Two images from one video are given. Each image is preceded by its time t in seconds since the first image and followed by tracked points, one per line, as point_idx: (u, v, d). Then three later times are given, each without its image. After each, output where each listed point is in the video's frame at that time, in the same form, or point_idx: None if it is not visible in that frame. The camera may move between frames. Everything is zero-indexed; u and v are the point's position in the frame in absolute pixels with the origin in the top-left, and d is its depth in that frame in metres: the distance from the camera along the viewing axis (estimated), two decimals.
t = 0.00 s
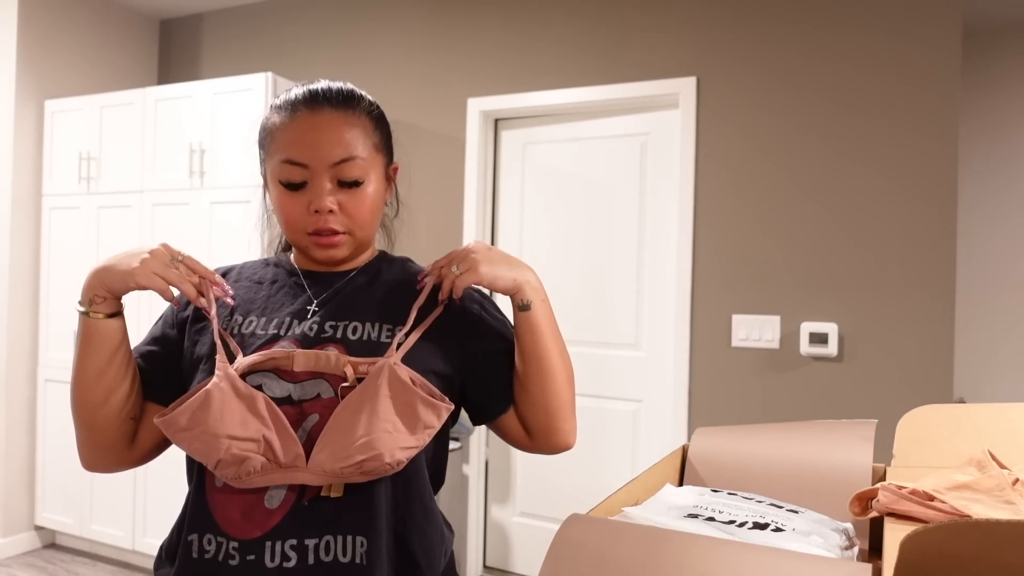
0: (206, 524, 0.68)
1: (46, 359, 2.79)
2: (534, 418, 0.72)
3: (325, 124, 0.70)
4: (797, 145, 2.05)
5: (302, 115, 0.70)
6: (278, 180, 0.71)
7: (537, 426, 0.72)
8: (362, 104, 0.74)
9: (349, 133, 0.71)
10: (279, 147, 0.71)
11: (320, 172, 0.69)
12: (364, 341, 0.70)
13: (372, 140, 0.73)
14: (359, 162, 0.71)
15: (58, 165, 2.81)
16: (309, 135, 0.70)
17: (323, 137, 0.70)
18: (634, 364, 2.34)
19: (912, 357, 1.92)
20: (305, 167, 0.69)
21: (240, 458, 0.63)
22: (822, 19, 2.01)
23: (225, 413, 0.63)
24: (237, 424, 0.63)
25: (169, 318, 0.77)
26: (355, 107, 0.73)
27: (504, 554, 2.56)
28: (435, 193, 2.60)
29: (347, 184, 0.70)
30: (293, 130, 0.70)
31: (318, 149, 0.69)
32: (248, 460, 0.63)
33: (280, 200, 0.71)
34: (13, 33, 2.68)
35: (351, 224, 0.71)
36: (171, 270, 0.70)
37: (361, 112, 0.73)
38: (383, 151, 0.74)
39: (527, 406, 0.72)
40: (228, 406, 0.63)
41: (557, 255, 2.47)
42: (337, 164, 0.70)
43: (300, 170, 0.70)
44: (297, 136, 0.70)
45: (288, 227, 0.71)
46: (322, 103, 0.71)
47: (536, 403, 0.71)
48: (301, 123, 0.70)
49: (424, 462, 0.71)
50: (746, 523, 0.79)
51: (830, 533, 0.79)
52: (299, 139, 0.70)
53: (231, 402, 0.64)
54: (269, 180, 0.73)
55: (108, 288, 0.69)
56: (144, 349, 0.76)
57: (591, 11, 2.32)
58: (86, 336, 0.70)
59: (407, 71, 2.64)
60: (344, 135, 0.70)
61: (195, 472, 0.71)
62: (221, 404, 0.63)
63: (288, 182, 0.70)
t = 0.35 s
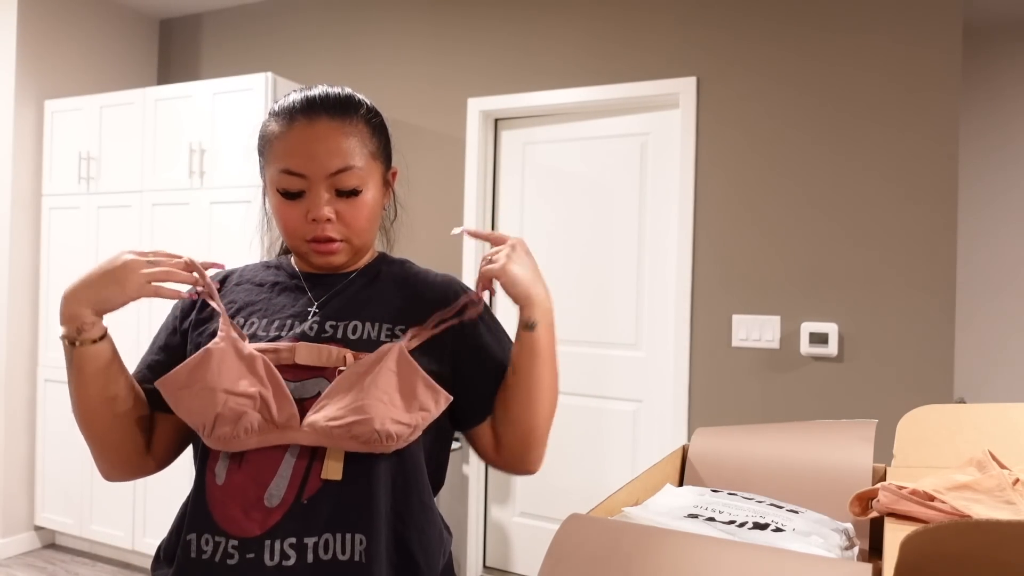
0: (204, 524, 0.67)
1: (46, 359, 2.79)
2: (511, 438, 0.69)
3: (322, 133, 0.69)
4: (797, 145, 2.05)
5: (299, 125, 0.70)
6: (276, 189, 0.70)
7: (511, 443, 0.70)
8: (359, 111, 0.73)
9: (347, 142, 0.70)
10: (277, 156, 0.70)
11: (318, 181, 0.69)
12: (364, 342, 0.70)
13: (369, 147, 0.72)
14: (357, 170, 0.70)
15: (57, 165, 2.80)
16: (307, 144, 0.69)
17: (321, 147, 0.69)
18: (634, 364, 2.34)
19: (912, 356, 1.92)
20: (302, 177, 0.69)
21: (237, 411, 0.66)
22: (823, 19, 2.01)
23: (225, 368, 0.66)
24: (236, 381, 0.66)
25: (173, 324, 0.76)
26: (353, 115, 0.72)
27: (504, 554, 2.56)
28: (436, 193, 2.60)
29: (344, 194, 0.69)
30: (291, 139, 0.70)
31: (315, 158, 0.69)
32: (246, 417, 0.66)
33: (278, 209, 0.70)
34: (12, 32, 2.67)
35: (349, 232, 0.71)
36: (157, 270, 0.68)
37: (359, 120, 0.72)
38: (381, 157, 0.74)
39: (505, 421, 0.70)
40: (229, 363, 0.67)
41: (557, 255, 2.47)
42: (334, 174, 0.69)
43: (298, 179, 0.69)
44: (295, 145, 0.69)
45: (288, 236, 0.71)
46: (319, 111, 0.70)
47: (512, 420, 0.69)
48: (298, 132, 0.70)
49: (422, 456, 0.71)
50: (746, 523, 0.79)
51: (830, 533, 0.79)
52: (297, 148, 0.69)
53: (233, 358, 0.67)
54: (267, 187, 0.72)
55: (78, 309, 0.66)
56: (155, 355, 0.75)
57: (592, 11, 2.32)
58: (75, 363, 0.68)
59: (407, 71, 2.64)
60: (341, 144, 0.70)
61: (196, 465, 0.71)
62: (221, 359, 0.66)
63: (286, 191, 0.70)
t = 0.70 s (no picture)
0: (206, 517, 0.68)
1: (46, 359, 2.80)
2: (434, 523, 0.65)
3: (325, 129, 0.70)
4: (797, 146, 2.05)
5: (304, 122, 0.70)
6: (279, 184, 0.70)
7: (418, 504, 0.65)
8: (361, 111, 0.73)
9: (349, 138, 0.70)
10: (281, 153, 0.70)
11: (319, 175, 0.69)
12: (361, 344, 0.69)
13: (370, 144, 0.72)
14: (358, 165, 0.70)
15: (58, 165, 2.80)
16: (310, 140, 0.69)
17: (324, 143, 0.69)
18: (634, 364, 2.34)
19: (912, 356, 1.92)
20: (304, 171, 0.69)
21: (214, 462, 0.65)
22: (822, 19, 2.01)
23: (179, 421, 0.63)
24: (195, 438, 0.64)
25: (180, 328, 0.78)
26: (356, 114, 0.73)
27: (504, 554, 2.56)
28: (436, 194, 2.60)
29: (345, 188, 0.69)
30: (295, 136, 0.70)
31: (318, 153, 0.69)
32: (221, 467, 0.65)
33: (281, 205, 0.70)
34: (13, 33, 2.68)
35: (349, 227, 0.70)
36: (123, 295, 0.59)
37: (361, 120, 0.72)
38: (382, 155, 0.74)
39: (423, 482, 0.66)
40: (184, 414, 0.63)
41: (557, 256, 2.47)
42: (336, 167, 0.69)
43: (300, 174, 0.69)
44: (299, 142, 0.70)
45: (289, 231, 0.71)
46: (324, 110, 0.71)
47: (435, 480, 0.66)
48: (303, 128, 0.70)
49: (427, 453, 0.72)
50: (746, 523, 0.79)
51: (830, 533, 0.79)
52: (300, 143, 0.70)
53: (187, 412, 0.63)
54: (272, 184, 0.72)
55: (106, 365, 0.62)
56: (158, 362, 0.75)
57: (592, 11, 2.32)
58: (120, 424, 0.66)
59: (407, 71, 2.64)
60: (343, 139, 0.70)
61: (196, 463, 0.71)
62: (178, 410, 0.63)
63: (288, 186, 0.70)
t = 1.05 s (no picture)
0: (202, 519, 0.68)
1: (47, 359, 2.80)
2: (410, 440, 0.62)
3: (319, 129, 0.70)
4: (798, 146, 2.05)
5: (298, 123, 0.70)
6: (277, 186, 0.71)
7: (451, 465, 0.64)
8: (354, 110, 0.74)
9: (343, 137, 0.70)
10: (278, 155, 0.71)
11: (316, 174, 0.69)
12: (359, 341, 0.70)
13: (364, 142, 0.72)
14: (353, 163, 0.70)
15: (57, 165, 2.80)
16: (305, 140, 0.69)
17: (319, 142, 0.69)
18: (634, 364, 2.34)
19: (912, 356, 1.92)
20: (300, 170, 0.69)
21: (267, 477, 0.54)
22: (823, 19, 2.01)
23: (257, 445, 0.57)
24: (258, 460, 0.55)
25: (185, 333, 0.79)
26: (349, 114, 0.73)
27: (504, 554, 2.57)
28: (436, 193, 2.60)
29: (341, 185, 0.69)
30: (290, 138, 0.70)
31: (313, 153, 0.69)
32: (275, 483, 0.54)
33: (280, 205, 0.71)
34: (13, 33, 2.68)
35: (348, 223, 0.70)
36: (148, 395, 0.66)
37: (354, 119, 0.73)
38: (377, 153, 0.74)
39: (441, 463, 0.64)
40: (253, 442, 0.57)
41: (557, 256, 2.47)
42: (331, 166, 0.69)
43: (297, 174, 0.69)
44: (294, 142, 0.70)
45: (289, 232, 0.71)
46: (317, 111, 0.71)
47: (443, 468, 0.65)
48: (297, 129, 0.70)
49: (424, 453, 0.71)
50: (747, 523, 0.79)
51: (830, 533, 0.79)
52: (294, 144, 0.70)
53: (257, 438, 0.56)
54: (270, 187, 0.73)
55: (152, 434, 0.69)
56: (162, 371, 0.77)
57: (592, 11, 2.32)
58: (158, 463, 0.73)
59: (407, 71, 2.64)
60: (337, 138, 0.70)
61: (194, 469, 0.71)
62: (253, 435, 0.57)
63: (287, 187, 0.70)
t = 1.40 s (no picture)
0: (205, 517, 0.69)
1: (47, 359, 2.80)
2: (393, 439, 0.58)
3: (320, 136, 0.71)
4: (798, 146, 2.05)
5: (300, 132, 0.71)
6: (282, 193, 0.70)
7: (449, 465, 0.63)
8: (351, 116, 0.74)
9: (344, 142, 0.71)
10: (281, 164, 0.71)
11: (320, 180, 0.69)
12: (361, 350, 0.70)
13: (364, 145, 0.73)
14: (356, 166, 0.70)
15: (57, 166, 2.80)
16: (307, 147, 0.70)
17: (321, 148, 0.70)
18: (634, 364, 2.34)
19: (913, 356, 1.92)
20: (304, 176, 0.69)
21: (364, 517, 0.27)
22: (823, 19, 2.01)
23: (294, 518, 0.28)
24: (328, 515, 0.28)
25: (196, 328, 0.76)
26: (348, 120, 0.74)
27: (504, 554, 2.57)
28: (436, 194, 2.60)
29: (346, 187, 0.69)
30: (292, 146, 0.70)
31: (316, 158, 0.69)
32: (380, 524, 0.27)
33: (285, 213, 0.70)
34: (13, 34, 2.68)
35: (354, 224, 0.70)
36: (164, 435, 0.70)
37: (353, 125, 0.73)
38: (378, 156, 0.75)
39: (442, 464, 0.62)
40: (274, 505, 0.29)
41: (557, 256, 2.47)
42: (335, 170, 0.69)
43: (301, 180, 0.69)
44: (297, 150, 0.70)
45: (295, 238, 0.71)
46: (317, 121, 0.72)
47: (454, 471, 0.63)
48: (299, 137, 0.71)
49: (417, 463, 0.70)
50: (746, 522, 0.79)
51: (830, 533, 0.79)
52: (297, 152, 0.70)
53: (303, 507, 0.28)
54: (275, 196, 0.72)
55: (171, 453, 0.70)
56: (169, 366, 0.72)
57: (592, 11, 2.32)
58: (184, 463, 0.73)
59: (407, 71, 2.64)
60: (340, 143, 0.71)
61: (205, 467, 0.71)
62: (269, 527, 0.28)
63: (291, 193, 0.70)
